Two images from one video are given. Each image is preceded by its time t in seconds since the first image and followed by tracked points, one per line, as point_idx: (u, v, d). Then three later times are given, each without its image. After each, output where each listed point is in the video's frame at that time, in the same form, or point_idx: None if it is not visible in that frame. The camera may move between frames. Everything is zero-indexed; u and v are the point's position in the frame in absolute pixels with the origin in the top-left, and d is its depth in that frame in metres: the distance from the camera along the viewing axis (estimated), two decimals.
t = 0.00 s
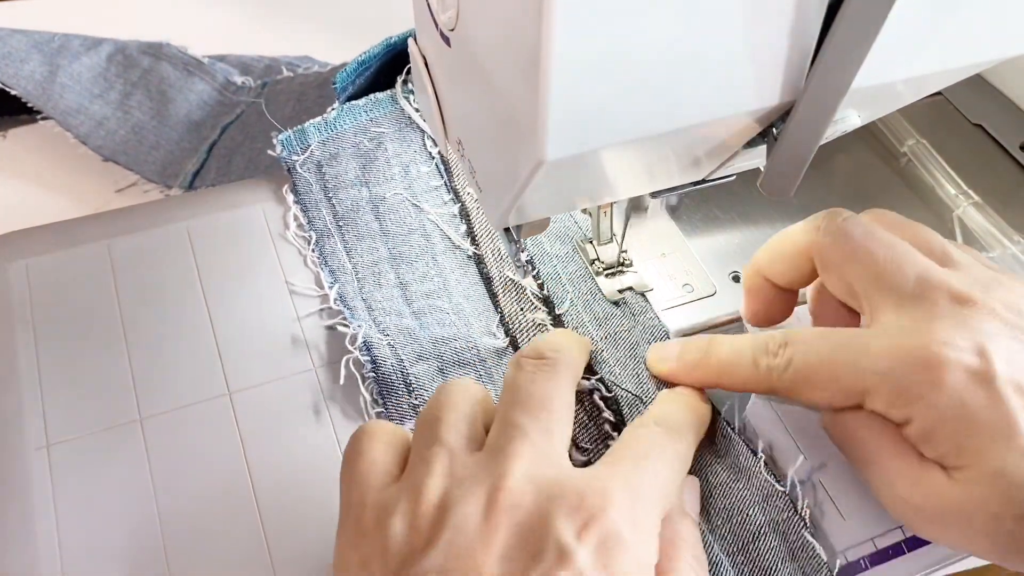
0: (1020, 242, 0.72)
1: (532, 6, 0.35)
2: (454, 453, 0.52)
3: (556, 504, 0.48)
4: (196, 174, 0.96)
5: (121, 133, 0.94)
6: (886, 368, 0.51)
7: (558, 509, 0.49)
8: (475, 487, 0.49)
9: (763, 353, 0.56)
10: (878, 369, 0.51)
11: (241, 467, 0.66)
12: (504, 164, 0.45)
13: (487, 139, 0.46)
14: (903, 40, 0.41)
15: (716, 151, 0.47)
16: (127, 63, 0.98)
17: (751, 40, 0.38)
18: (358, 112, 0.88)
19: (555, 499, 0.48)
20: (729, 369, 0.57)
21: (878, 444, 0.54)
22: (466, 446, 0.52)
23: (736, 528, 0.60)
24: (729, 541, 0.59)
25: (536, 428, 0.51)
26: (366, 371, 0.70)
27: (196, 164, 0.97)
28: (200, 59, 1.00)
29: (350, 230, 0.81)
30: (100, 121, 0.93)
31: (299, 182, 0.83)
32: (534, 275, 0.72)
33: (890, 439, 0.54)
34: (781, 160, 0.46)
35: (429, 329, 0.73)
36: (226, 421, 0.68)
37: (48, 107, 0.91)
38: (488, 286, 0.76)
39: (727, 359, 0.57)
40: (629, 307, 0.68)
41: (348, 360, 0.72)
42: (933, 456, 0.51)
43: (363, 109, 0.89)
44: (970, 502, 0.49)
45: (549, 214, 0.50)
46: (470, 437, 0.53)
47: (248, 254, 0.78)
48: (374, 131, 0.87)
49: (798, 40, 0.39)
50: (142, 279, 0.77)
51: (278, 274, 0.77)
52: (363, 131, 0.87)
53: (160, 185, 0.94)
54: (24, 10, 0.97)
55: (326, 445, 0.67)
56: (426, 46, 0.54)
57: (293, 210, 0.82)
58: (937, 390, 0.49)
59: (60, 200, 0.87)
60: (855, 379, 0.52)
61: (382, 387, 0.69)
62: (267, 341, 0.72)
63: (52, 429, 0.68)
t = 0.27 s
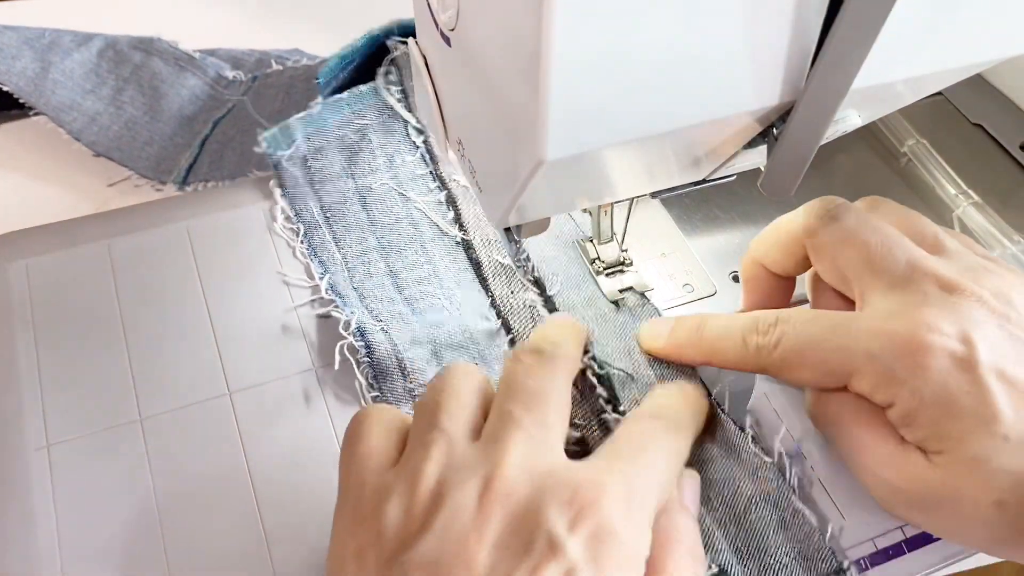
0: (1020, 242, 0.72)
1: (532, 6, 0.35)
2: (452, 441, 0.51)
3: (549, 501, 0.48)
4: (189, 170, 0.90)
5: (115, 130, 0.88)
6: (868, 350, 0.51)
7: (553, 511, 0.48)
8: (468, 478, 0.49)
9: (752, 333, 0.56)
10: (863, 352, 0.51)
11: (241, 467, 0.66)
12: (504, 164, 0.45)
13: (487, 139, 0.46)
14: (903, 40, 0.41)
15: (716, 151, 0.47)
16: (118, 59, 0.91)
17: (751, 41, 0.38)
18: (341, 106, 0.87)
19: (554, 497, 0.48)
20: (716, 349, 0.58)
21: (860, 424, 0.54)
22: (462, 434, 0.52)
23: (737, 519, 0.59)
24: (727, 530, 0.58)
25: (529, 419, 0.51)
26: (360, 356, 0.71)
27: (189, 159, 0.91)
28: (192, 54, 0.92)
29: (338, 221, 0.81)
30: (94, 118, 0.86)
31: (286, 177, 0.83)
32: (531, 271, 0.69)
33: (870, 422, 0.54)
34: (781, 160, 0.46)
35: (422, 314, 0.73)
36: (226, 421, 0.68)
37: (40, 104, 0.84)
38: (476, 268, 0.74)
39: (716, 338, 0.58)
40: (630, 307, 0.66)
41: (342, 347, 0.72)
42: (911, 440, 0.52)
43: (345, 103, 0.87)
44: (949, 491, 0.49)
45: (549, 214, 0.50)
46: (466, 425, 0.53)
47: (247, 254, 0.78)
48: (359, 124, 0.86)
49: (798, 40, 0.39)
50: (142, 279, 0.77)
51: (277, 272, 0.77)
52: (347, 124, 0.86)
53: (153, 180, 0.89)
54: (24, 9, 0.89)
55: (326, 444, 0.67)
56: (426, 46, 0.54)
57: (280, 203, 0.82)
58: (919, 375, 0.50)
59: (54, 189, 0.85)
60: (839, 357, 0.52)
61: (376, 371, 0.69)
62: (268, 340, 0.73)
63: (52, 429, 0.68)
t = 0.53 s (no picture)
0: (1020, 242, 0.72)
1: (532, 6, 0.35)
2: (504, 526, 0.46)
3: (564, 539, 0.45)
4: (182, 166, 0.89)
5: (107, 126, 0.88)
6: (903, 409, 0.44)
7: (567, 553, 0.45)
8: None
9: (779, 395, 0.50)
10: (898, 406, 0.44)
11: (241, 467, 0.66)
12: (504, 164, 0.45)
13: (488, 140, 0.46)
14: (903, 40, 0.41)
15: (716, 151, 0.47)
16: (111, 55, 0.92)
17: (751, 41, 0.38)
18: (331, 102, 0.84)
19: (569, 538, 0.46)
20: (740, 408, 0.52)
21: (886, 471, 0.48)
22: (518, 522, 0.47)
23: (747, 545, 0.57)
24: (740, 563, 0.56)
25: (589, 526, 0.45)
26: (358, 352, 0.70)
27: (182, 156, 0.90)
28: (183, 50, 0.93)
29: (332, 217, 0.80)
30: (87, 114, 0.88)
31: (278, 174, 0.82)
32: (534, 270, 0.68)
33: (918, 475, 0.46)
34: (781, 160, 0.46)
35: (417, 307, 0.72)
36: (226, 421, 0.68)
37: (34, 99, 0.87)
38: (471, 259, 0.73)
39: (740, 400, 0.52)
40: (630, 307, 0.66)
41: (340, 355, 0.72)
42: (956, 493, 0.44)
43: (335, 100, 0.84)
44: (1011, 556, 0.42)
45: (549, 214, 0.50)
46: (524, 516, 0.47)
47: (247, 254, 0.78)
48: (349, 121, 0.83)
49: (798, 40, 0.39)
50: (142, 280, 0.77)
51: (276, 272, 0.77)
52: (338, 121, 0.83)
53: (148, 177, 0.88)
54: (24, 9, 0.94)
55: (326, 444, 0.67)
56: (426, 46, 0.54)
57: (273, 201, 0.81)
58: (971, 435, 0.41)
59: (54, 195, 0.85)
60: (885, 414, 0.45)
61: (374, 366, 0.69)
62: (268, 340, 0.72)
63: (52, 429, 0.68)
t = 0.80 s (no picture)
0: (1020, 243, 0.72)
1: (532, 6, 0.35)
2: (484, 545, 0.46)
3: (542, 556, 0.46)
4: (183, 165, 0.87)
5: (107, 125, 0.87)
6: (986, 463, 0.46)
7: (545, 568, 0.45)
8: None
9: (848, 454, 0.51)
10: (978, 463, 0.46)
11: (241, 467, 0.66)
12: (504, 164, 0.45)
13: (487, 140, 0.46)
14: (903, 40, 0.41)
15: (716, 151, 0.47)
16: (111, 55, 0.92)
17: (752, 42, 0.38)
18: (337, 99, 0.88)
19: (554, 560, 0.45)
20: (806, 472, 0.53)
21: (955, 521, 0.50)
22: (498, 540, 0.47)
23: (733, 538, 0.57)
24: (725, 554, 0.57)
25: (562, 554, 0.45)
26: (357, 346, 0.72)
27: (183, 155, 0.88)
28: (184, 49, 0.93)
29: (334, 210, 0.83)
30: (87, 113, 0.87)
31: (281, 168, 0.84)
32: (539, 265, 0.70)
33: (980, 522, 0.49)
34: (780, 160, 0.46)
35: (417, 299, 0.74)
36: (226, 421, 0.68)
37: (34, 99, 0.86)
38: (470, 253, 0.77)
39: (807, 461, 0.53)
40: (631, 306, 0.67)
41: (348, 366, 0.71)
42: None
43: (341, 96, 0.88)
44: None
45: (549, 214, 0.50)
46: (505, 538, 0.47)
47: (247, 254, 0.78)
48: (354, 117, 0.87)
49: (798, 40, 0.39)
50: (142, 279, 0.77)
51: (276, 272, 0.78)
52: (343, 116, 0.87)
53: (148, 177, 0.87)
54: (24, 10, 0.94)
55: (325, 444, 0.67)
56: (426, 46, 0.54)
57: (275, 194, 0.83)
58: None
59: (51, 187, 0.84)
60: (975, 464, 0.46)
61: (373, 360, 0.70)
62: (267, 340, 0.72)
63: (52, 429, 0.68)
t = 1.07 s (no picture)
0: (1020, 243, 0.72)
1: (532, 7, 0.35)
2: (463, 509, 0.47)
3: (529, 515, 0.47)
4: (174, 157, 0.88)
5: (98, 119, 0.89)
6: (964, 436, 0.47)
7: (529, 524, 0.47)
8: (459, 553, 0.45)
9: (832, 427, 0.53)
10: (954, 436, 0.48)
11: (241, 467, 0.66)
12: (504, 164, 0.45)
13: (487, 140, 0.46)
14: (903, 41, 0.41)
15: (716, 151, 0.47)
16: (101, 50, 0.95)
17: (751, 42, 0.38)
18: (323, 86, 0.87)
19: (534, 522, 0.46)
20: (791, 446, 0.55)
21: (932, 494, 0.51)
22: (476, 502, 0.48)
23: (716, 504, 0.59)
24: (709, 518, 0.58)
25: (546, 516, 0.46)
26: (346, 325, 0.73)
27: (173, 147, 0.89)
28: (173, 43, 0.96)
29: (322, 197, 0.83)
30: (77, 107, 0.89)
31: (269, 157, 0.84)
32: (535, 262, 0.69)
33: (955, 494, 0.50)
34: (780, 161, 0.46)
35: (405, 280, 0.75)
36: (226, 421, 0.68)
37: (24, 93, 0.88)
38: (456, 232, 0.77)
39: (793, 434, 0.54)
40: (630, 308, 0.67)
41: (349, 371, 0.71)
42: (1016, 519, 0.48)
43: (327, 84, 0.87)
44: None
45: (549, 214, 0.50)
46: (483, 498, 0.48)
47: (247, 254, 0.78)
48: (340, 105, 0.86)
49: (798, 40, 0.39)
50: (142, 279, 0.77)
51: (276, 273, 0.77)
52: (329, 105, 0.86)
53: (140, 169, 0.87)
54: (23, 9, 0.96)
55: (325, 445, 0.67)
56: (426, 47, 0.54)
57: (265, 182, 0.83)
58: None
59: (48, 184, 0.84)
60: (951, 443, 0.48)
61: (362, 339, 0.71)
62: (268, 341, 0.72)
63: (52, 429, 0.68)
